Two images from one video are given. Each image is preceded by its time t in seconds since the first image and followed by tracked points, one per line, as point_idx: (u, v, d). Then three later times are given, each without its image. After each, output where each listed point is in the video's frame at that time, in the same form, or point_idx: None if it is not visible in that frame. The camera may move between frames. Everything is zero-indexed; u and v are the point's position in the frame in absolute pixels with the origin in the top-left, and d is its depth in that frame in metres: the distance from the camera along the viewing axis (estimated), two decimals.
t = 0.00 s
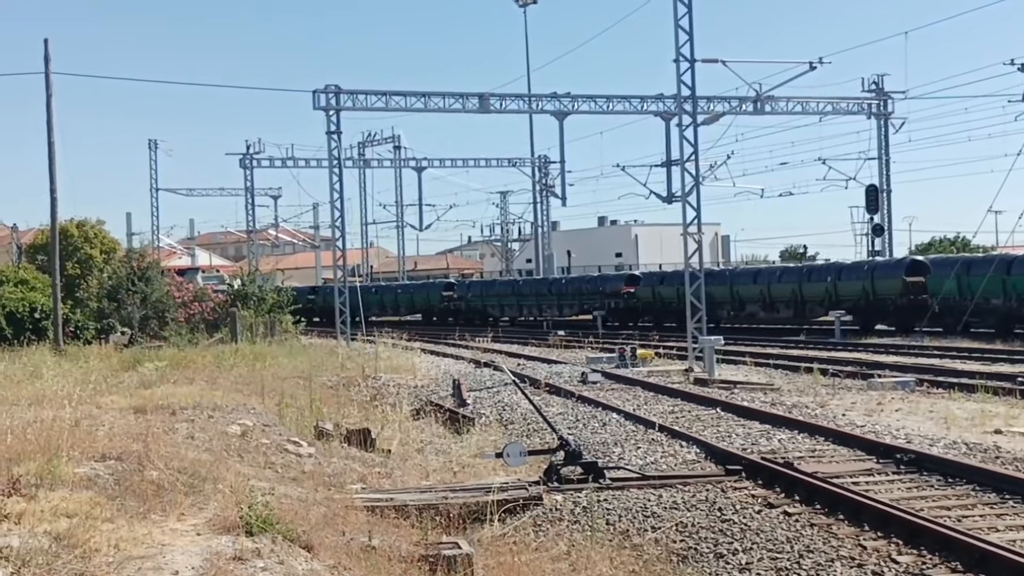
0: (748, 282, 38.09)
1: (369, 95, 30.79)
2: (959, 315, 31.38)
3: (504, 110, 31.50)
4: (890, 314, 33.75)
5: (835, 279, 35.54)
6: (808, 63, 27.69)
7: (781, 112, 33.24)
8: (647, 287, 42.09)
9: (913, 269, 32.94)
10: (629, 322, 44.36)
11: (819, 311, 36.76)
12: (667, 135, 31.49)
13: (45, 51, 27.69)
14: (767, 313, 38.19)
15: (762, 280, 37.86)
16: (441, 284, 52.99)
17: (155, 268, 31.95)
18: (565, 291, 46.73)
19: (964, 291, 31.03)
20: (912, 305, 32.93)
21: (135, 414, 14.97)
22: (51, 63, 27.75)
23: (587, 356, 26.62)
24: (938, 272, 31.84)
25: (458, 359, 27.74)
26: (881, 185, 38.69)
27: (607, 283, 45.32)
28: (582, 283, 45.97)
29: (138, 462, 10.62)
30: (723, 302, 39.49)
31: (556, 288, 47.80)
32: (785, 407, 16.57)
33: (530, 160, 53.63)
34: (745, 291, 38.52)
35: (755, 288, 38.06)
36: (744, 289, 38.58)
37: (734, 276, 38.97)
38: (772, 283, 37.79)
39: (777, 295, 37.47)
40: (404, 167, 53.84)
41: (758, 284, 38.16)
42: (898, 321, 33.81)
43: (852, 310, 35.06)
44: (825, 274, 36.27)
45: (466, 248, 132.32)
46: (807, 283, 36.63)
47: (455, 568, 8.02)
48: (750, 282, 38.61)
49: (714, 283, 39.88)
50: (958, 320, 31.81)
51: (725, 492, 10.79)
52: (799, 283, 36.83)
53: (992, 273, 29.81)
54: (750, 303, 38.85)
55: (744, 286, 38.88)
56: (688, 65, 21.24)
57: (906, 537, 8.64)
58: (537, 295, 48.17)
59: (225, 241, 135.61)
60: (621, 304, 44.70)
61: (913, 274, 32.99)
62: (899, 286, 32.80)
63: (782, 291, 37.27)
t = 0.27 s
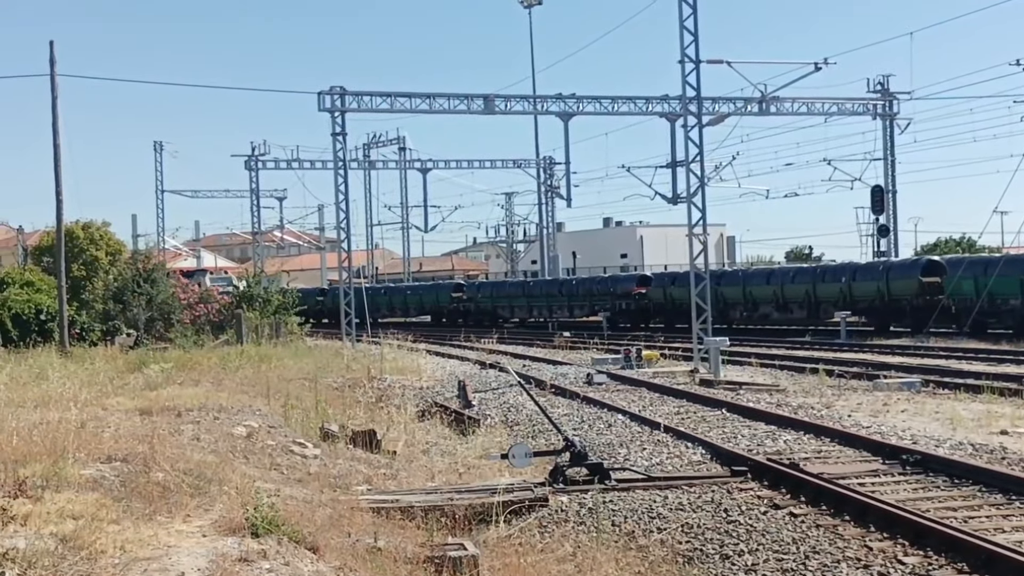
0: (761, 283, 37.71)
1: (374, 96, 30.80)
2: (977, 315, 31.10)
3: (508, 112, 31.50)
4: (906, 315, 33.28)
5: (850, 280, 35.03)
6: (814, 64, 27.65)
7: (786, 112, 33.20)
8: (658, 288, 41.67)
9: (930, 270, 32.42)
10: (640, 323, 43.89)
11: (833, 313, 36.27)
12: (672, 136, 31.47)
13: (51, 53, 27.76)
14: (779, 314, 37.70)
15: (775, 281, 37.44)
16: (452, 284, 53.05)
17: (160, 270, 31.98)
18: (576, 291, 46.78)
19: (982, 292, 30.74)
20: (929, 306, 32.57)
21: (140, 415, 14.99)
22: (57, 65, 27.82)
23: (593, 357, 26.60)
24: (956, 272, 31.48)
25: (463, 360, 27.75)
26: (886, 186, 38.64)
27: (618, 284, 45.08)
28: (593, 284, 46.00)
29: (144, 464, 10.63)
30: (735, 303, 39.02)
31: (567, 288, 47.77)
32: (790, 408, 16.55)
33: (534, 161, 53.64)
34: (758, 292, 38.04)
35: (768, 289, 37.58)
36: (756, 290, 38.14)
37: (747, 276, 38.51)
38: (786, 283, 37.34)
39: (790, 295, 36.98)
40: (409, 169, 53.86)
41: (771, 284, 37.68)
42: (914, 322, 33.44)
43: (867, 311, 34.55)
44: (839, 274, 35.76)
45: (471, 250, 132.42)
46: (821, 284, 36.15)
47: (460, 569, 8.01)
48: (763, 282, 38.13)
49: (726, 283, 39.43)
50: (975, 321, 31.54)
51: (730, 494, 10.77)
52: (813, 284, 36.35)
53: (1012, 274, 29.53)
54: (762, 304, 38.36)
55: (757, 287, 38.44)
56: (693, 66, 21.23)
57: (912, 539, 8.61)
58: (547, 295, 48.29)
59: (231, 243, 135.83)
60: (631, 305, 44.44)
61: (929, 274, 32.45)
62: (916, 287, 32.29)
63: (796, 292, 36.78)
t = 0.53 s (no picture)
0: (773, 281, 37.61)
1: (377, 95, 30.77)
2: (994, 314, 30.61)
3: (511, 110, 31.46)
4: (921, 312, 33.05)
5: (864, 278, 34.89)
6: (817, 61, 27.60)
7: (790, 110, 33.15)
8: (669, 287, 41.64)
9: (946, 267, 32.22)
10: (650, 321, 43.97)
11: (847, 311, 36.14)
12: (676, 134, 31.42)
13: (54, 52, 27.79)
14: (792, 312, 37.62)
15: (788, 279, 37.35)
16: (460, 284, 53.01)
17: (164, 268, 32.00)
18: (585, 290, 46.61)
19: (998, 290, 30.25)
20: (945, 305, 32.19)
21: (145, 414, 14.99)
22: (60, 65, 27.84)
23: (597, 355, 26.59)
24: (971, 269, 31.10)
25: (467, 359, 27.74)
26: (889, 184, 38.58)
27: (628, 283, 44.92)
28: (602, 282, 45.85)
29: (147, 462, 10.65)
30: (747, 301, 38.96)
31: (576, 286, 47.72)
32: (794, 406, 16.54)
33: (538, 159, 53.60)
34: (770, 289, 37.98)
35: (781, 286, 37.52)
36: (769, 288, 38.07)
37: (759, 274, 38.45)
38: (798, 281, 37.25)
39: (803, 293, 36.90)
40: (412, 167, 53.84)
41: (784, 282, 37.62)
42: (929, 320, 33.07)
43: (881, 308, 34.41)
44: (853, 272, 35.63)
45: (475, 248, 132.43)
46: (834, 282, 36.02)
47: (463, 567, 8.00)
48: (775, 280, 38.07)
49: (738, 281, 39.40)
50: (992, 319, 31.05)
51: (734, 491, 10.77)
52: (826, 281, 36.23)
53: None
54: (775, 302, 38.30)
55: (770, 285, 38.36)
56: (697, 63, 21.20)
57: (916, 536, 8.60)
58: (556, 294, 48.23)
59: (235, 242, 135.96)
60: (641, 303, 44.21)
61: (945, 271, 32.27)
62: (931, 284, 32.08)
63: (809, 289, 36.70)
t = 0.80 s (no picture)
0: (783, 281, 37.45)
1: (379, 96, 30.78)
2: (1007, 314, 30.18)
3: (513, 111, 31.47)
4: (933, 313, 32.74)
5: (875, 278, 34.62)
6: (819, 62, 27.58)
7: (791, 111, 33.14)
8: (678, 287, 41.39)
9: (958, 267, 31.92)
10: (658, 322, 43.76)
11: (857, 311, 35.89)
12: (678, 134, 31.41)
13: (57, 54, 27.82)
14: (803, 313, 37.45)
15: (798, 279, 37.18)
16: (467, 284, 53.05)
17: (165, 270, 32.01)
18: (593, 291, 46.49)
19: (1012, 290, 29.76)
20: (958, 305, 31.82)
21: (147, 416, 15.01)
22: (62, 66, 27.86)
23: (599, 356, 26.60)
24: (983, 270, 30.69)
25: (469, 360, 27.72)
26: (891, 184, 38.55)
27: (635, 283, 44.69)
28: (610, 283, 45.71)
29: (149, 464, 10.65)
30: (757, 302, 38.81)
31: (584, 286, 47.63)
32: (796, 407, 16.52)
33: (540, 160, 53.61)
34: (781, 290, 37.82)
35: (791, 287, 37.36)
36: (779, 288, 37.90)
37: (769, 275, 38.30)
38: (809, 281, 37.04)
39: (814, 294, 36.71)
40: (414, 168, 53.84)
41: (794, 283, 37.45)
42: (943, 321, 32.71)
43: (892, 309, 34.14)
44: (864, 272, 35.36)
45: (476, 249, 132.46)
46: (845, 282, 35.79)
47: (466, 569, 8.00)
48: (786, 281, 37.91)
49: (748, 282, 39.28)
50: (1007, 319, 30.60)
51: (736, 492, 10.76)
52: (837, 282, 36.00)
53: None
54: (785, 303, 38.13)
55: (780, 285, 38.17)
56: (699, 64, 21.21)
57: (919, 538, 8.58)
58: (564, 295, 48.19)
59: (237, 243, 136.09)
60: (650, 304, 43.96)
61: (957, 272, 31.96)
62: (943, 284, 31.79)
63: (819, 290, 36.52)
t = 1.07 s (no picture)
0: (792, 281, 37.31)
1: (380, 97, 30.77)
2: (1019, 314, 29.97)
3: (514, 111, 31.47)
4: (945, 313, 32.53)
5: (886, 278, 34.43)
6: (820, 62, 27.55)
7: (792, 111, 33.11)
8: (686, 288, 41.14)
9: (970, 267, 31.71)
10: (666, 322, 43.47)
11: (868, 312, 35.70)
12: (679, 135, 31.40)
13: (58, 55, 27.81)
14: (812, 313, 37.30)
15: (807, 279, 37.05)
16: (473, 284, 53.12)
17: (166, 271, 32.01)
18: (600, 291, 46.49)
19: None
20: (970, 305, 31.64)
21: (148, 417, 15.02)
22: (63, 68, 27.85)
23: (600, 356, 26.60)
24: (995, 270, 30.46)
25: (470, 360, 27.73)
26: (893, 185, 38.52)
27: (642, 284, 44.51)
28: (617, 283, 45.61)
29: (150, 465, 10.65)
30: (766, 302, 38.68)
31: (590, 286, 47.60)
32: (797, 407, 16.50)
33: (541, 161, 53.59)
34: (790, 290, 37.69)
35: (800, 287, 37.24)
36: (788, 288, 37.77)
37: (777, 275, 38.17)
38: (818, 282, 36.89)
39: (824, 294, 36.56)
40: (415, 169, 53.81)
41: (803, 283, 37.32)
42: (954, 321, 32.53)
43: (903, 309, 33.95)
44: (875, 272, 35.18)
45: (477, 250, 132.49)
46: (855, 282, 35.62)
47: (467, 569, 8.00)
48: (794, 281, 37.78)
49: (756, 282, 39.14)
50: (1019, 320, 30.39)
51: (738, 493, 10.75)
52: (847, 282, 35.83)
53: None
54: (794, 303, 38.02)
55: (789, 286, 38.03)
56: (699, 65, 21.21)
57: (921, 538, 8.57)
58: (570, 295, 48.19)
59: (238, 244, 136.19)
60: (657, 305, 43.79)
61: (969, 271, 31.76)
62: (955, 284, 31.60)
63: (829, 290, 36.36)
